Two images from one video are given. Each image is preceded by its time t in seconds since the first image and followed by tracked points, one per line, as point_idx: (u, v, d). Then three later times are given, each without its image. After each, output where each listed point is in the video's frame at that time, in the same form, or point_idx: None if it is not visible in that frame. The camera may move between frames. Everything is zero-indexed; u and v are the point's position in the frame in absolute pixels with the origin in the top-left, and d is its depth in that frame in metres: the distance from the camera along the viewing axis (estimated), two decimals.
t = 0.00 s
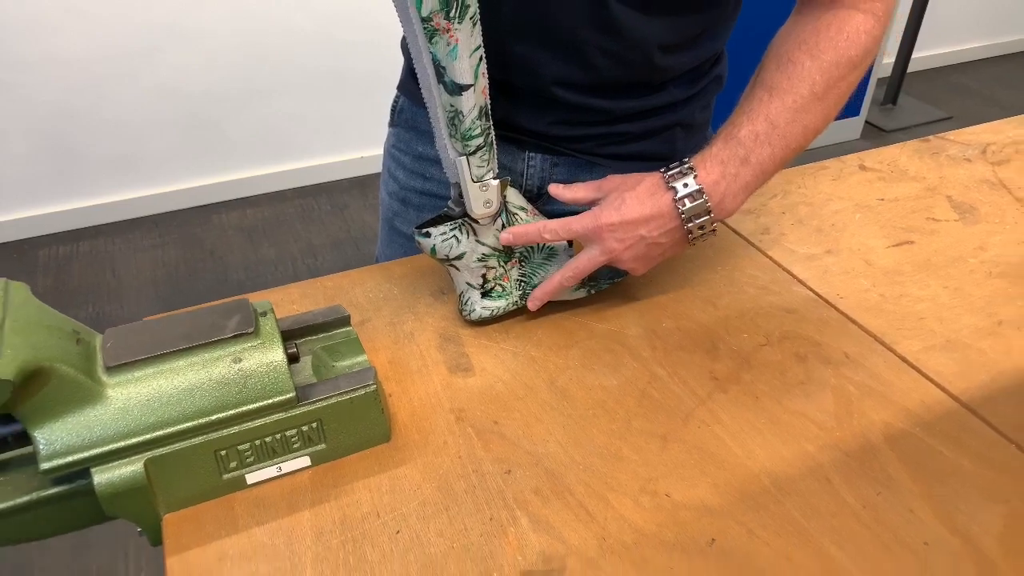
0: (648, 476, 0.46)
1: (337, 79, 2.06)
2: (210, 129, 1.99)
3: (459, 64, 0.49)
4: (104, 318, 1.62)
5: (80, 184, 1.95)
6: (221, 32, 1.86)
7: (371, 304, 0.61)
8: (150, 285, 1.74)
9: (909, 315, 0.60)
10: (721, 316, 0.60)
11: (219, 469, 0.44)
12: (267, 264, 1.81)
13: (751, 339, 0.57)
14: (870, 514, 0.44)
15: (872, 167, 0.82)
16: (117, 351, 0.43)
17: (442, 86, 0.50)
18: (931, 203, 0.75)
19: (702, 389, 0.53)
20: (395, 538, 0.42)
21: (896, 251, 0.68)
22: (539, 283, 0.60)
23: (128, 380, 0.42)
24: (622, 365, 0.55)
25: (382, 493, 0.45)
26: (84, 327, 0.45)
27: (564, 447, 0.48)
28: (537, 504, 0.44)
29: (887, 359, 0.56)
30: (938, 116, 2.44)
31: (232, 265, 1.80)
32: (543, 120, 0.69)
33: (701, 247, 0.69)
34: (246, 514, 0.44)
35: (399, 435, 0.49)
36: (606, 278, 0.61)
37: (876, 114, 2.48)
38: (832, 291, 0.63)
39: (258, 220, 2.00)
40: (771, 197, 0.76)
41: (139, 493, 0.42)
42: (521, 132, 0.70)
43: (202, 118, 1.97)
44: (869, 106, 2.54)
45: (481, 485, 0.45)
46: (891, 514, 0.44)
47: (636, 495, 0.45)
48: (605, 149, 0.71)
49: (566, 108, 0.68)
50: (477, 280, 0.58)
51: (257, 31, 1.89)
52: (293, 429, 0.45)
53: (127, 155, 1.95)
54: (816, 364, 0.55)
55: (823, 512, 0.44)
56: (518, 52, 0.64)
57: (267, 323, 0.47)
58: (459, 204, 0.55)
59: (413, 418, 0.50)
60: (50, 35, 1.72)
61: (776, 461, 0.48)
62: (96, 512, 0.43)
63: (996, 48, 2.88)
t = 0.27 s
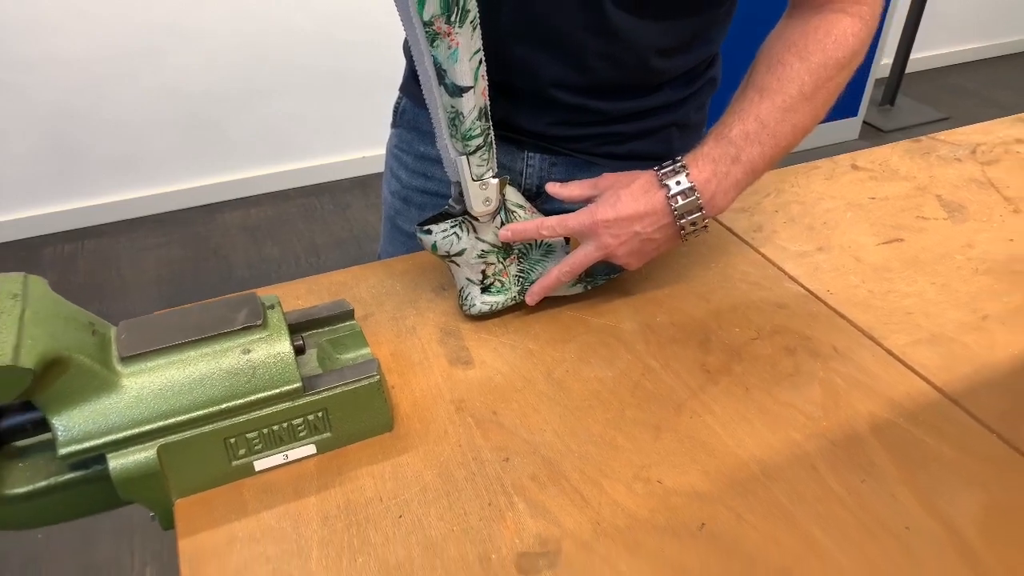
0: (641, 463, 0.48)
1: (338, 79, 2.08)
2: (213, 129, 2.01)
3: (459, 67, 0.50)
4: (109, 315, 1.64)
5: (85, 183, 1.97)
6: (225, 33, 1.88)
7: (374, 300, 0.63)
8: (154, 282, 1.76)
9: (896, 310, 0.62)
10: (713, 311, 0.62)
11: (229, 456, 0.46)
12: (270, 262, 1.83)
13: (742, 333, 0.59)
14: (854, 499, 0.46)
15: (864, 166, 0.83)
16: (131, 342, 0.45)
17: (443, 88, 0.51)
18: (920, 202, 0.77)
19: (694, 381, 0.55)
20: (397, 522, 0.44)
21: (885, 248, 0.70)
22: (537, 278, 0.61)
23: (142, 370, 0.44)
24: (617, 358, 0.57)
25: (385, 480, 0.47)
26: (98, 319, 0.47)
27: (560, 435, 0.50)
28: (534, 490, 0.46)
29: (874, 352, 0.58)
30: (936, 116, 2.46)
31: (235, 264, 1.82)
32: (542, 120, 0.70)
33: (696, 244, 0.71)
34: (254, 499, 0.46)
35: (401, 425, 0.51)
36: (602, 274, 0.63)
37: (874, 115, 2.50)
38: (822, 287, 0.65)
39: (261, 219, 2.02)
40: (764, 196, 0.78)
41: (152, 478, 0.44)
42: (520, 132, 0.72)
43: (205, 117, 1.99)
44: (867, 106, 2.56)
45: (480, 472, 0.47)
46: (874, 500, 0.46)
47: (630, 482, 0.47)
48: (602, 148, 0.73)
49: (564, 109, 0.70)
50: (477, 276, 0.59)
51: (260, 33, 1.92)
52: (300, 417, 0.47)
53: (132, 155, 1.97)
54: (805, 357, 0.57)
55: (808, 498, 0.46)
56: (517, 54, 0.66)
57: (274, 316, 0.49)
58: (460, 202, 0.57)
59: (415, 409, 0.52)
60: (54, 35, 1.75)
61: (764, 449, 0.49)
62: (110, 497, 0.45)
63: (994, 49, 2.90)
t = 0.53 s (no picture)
0: (632, 449, 0.50)
1: (340, 79, 2.10)
2: (216, 129, 2.04)
3: (458, 68, 0.52)
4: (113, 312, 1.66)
5: (89, 182, 2.00)
6: (228, 34, 1.91)
7: (375, 293, 0.65)
8: (157, 280, 1.78)
9: (882, 303, 0.64)
10: (704, 304, 0.64)
11: (237, 440, 0.48)
12: (272, 260, 1.85)
13: (732, 325, 0.61)
14: (836, 483, 0.48)
15: (854, 165, 0.85)
16: (143, 332, 0.47)
17: (442, 88, 0.53)
18: (908, 199, 0.79)
19: (685, 371, 0.57)
20: (398, 503, 0.46)
21: (873, 244, 0.72)
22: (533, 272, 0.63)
23: (154, 358, 0.46)
24: (610, 350, 0.59)
25: (386, 464, 0.49)
26: (112, 309, 0.49)
27: (555, 422, 0.52)
28: (529, 474, 0.48)
29: (859, 343, 0.60)
30: (932, 116, 2.48)
31: (237, 262, 1.85)
32: (538, 120, 0.72)
33: (688, 240, 0.73)
34: (261, 482, 0.48)
35: (402, 412, 0.53)
36: (596, 269, 0.65)
37: (871, 115, 2.52)
38: (810, 281, 0.67)
39: (263, 218, 2.04)
40: (756, 193, 0.80)
41: (163, 461, 0.46)
42: (518, 131, 0.74)
43: (208, 117, 2.01)
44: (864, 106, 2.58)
45: (477, 457, 0.49)
46: (855, 484, 0.48)
47: (621, 466, 0.49)
48: (598, 147, 0.75)
49: (560, 109, 0.72)
50: (475, 270, 0.61)
51: (263, 34, 1.94)
52: (304, 404, 0.49)
53: (136, 154, 2.00)
54: (792, 348, 0.59)
55: (792, 481, 0.48)
56: (514, 55, 0.68)
57: (280, 307, 0.51)
58: (459, 199, 0.59)
59: (415, 397, 0.54)
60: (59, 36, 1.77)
61: (751, 436, 0.51)
62: (123, 479, 0.47)
63: (991, 49, 2.92)
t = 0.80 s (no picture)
0: (626, 435, 0.52)
1: (340, 79, 2.12)
2: (218, 128, 2.06)
3: (459, 68, 0.54)
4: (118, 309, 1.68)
5: (93, 181, 2.02)
6: (230, 35, 1.93)
7: (378, 287, 0.67)
8: (161, 278, 1.80)
9: (870, 297, 0.66)
10: (697, 297, 0.66)
11: (246, 425, 0.50)
12: (274, 258, 1.87)
13: (724, 317, 0.63)
14: (822, 467, 0.50)
15: (846, 163, 0.87)
16: (157, 321, 0.49)
17: (444, 88, 0.55)
18: (898, 196, 0.81)
19: (678, 361, 0.58)
20: (401, 486, 0.48)
21: (863, 240, 0.73)
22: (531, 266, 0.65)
23: (168, 345, 0.48)
24: (606, 341, 0.61)
25: (390, 449, 0.51)
26: (127, 300, 0.51)
27: (552, 410, 0.54)
28: (528, 458, 0.50)
29: (847, 335, 0.61)
30: (929, 116, 2.50)
31: (240, 260, 1.87)
32: (537, 119, 0.74)
33: (683, 236, 0.75)
34: (269, 466, 0.50)
35: (405, 400, 0.55)
36: (592, 263, 0.67)
37: (868, 115, 2.54)
38: (801, 276, 0.69)
39: (266, 217, 2.06)
40: (749, 191, 0.82)
41: (176, 445, 0.48)
42: (518, 129, 0.76)
43: (211, 116, 2.03)
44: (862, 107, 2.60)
45: (477, 442, 0.51)
46: (841, 469, 0.50)
47: (616, 451, 0.51)
48: (595, 145, 0.77)
49: (558, 108, 0.74)
50: (475, 264, 0.63)
51: (264, 34, 1.96)
52: (311, 391, 0.51)
53: (139, 153, 2.02)
54: (783, 340, 0.61)
55: (780, 466, 0.50)
56: (514, 55, 0.70)
57: (288, 298, 0.53)
58: (460, 195, 0.61)
59: (417, 386, 0.56)
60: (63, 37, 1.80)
61: (741, 423, 0.53)
62: (137, 463, 0.49)
63: (988, 50, 2.94)
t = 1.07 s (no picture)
0: (623, 422, 0.54)
1: (342, 79, 2.14)
2: (221, 128, 2.08)
3: (463, 70, 0.56)
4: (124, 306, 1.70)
5: (98, 180, 2.04)
6: (234, 35, 1.96)
7: (384, 281, 0.69)
8: (166, 276, 1.82)
9: (859, 291, 0.68)
10: (693, 292, 0.68)
11: (259, 412, 0.52)
12: (277, 256, 1.90)
13: (718, 310, 0.65)
14: (810, 453, 0.52)
15: (838, 162, 0.90)
16: (174, 313, 0.52)
17: (448, 89, 0.58)
18: (889, 195, 0.83)
19: (673, 353, 0.61)
20: (408, 470, 0.50)
21: (854, 237, 0.76)
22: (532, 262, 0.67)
23: (185, 335, 0.51)
24: (604, 334, 0.63)
25: (396, 435, 0.53)
26: (145, 292, 0.53)
27: (552, 398, 0.56)
28: (529, 444, 0.52)
29: (836, 328, 0.64)
30: (926, 117, 2.53)
31: (244, 259, 1.89)
32: (537, 119, 0.77)
33: (679, 233, 0.77)
34: (282, 451, 0.52)
35: (411, 389, 0.57)
36: (591, 258, 0.69)
37: (865, 115, 2.56)
38: (793, 271, 0.71)
39: (269, 216, 2.09)
40: (744, 189, 0.84)
41: (193, 430, 0.50)
42: (519, 129, 0.78)
43: (214, 116, 2.06)
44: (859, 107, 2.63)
45: (480, 429, 0.53)
46: (828, 453, 0.52)
47: (613, 437, 0.53)
48: (593, 145, 0.79)
49: (558, 109, 0.76)
50: (478, 259, 0.66)
51: (267, 36, 1.99)
52: (321, 379, 0.53)
53: (144, 153, 2.04)
54: (774, 332, 0.63)
55: (769, 451, 0.52)
56: (515, 57, 0.72)
57: (299, 291, 0.55)
58: (463, 193, 0.63)
59: (422, 376, 0.58)
60: (69, 37, 1.82)
61: (733, 411, 0.56)
62: (155, 448, 0.51)
63: (985, 50, 2.97)
